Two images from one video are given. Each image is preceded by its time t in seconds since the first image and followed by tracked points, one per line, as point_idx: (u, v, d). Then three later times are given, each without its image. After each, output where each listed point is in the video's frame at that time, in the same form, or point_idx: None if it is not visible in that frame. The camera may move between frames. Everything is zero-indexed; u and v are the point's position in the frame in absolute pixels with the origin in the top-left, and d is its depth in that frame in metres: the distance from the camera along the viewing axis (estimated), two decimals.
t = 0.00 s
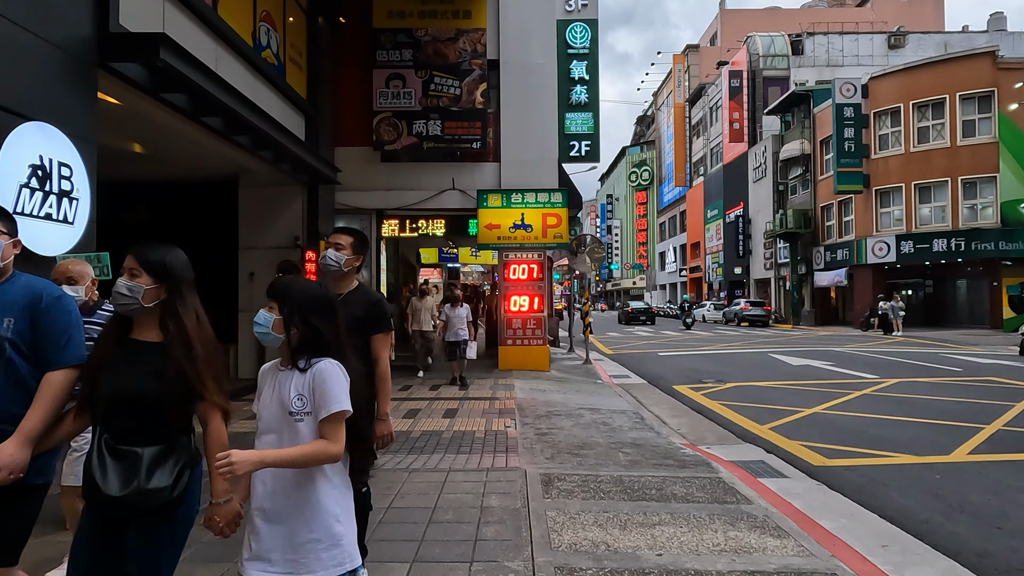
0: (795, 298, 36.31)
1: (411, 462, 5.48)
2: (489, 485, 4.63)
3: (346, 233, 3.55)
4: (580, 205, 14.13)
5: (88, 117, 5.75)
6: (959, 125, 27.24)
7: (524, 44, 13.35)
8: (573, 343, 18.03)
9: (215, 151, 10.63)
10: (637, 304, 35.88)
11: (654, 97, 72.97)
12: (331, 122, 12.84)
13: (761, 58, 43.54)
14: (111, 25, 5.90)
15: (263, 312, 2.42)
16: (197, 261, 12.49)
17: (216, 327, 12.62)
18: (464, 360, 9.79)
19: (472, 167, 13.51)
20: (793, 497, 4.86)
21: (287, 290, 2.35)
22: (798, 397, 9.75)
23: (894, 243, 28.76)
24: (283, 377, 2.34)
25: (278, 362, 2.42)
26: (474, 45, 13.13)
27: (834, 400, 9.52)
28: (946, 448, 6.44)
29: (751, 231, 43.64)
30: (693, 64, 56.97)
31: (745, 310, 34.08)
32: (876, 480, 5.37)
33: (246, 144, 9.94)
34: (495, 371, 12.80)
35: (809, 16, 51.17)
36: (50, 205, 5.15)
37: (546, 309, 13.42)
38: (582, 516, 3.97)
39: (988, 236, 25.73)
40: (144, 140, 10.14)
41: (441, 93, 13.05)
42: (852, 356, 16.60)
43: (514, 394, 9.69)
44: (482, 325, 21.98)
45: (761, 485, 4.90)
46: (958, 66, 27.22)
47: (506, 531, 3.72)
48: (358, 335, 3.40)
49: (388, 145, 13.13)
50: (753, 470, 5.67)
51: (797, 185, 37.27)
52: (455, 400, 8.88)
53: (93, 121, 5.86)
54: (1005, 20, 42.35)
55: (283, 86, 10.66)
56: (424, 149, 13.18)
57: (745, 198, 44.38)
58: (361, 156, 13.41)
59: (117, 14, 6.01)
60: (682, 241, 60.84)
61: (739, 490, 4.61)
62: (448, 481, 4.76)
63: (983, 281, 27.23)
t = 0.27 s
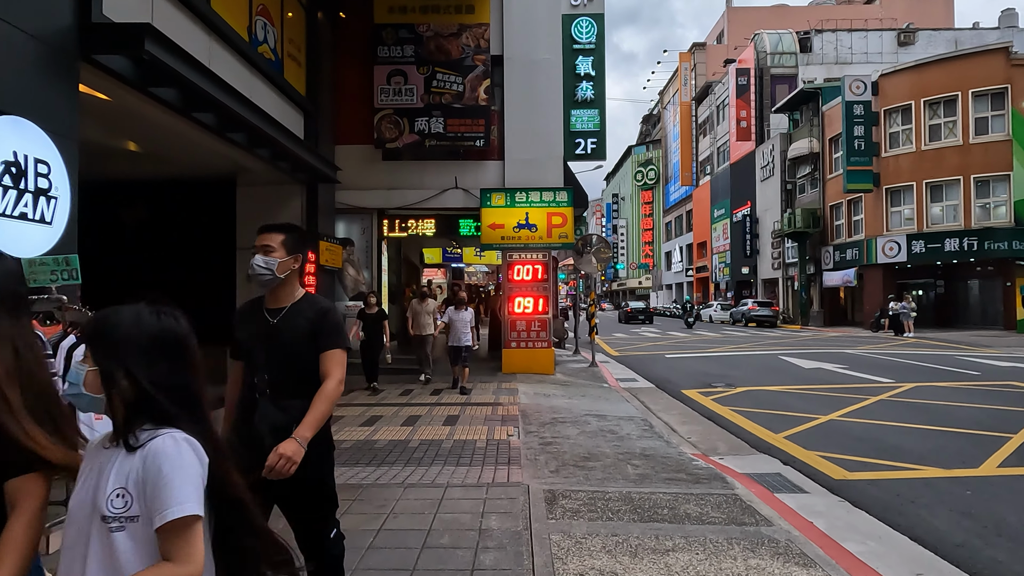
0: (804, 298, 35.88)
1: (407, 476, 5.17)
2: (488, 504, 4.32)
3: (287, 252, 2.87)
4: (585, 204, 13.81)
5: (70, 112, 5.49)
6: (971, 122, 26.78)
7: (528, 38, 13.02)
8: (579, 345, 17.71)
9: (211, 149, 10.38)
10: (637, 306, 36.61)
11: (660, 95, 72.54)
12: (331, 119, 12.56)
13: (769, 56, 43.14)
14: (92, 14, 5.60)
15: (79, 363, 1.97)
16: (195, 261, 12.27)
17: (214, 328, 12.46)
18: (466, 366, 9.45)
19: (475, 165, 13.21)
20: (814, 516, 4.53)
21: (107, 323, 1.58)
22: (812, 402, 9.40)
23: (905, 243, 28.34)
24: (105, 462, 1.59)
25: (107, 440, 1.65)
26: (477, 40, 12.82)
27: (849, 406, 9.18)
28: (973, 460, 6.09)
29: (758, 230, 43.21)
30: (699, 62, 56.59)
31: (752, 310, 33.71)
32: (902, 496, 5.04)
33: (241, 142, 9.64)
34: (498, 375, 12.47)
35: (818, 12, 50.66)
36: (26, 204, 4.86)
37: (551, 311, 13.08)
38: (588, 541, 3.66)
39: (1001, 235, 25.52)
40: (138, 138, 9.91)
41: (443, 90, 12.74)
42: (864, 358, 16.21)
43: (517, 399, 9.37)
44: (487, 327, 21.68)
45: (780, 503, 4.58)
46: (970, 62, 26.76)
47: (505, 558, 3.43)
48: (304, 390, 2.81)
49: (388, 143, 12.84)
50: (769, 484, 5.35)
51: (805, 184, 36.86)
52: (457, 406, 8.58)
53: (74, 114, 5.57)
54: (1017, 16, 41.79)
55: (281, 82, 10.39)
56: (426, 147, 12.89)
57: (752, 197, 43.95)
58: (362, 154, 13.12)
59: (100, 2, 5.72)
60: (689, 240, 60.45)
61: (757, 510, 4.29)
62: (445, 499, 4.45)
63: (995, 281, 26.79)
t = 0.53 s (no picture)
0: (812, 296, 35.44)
1: (396, 481, 4.82)
2: (481, 513, 3.98)
3: (142, 207, 2.09)
4: (589, 198, 13.45)
5: (42, 93, 5.18)
6: (983, 116, 26.31)
7: (530, 27, 12.67)
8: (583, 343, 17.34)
9: (204, 141, 10.06)
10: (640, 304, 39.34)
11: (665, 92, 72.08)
12: (327, 111, 12.23)
13: (775, 52, 42.69)
14: None
15: None
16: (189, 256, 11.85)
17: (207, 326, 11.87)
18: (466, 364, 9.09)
19: (475, 159, 12.86)
20: (836, 525, 4.17)
21: None
22: (825, 402, 9.03)
23: (914, 240, 27.89)
24: None
25: None
26: (478, 29, 12.48)
27: (865, 405, 8.79)
28: (1001, 464, 5.71)
29: (765, 228, 42.75)
30: (705, 58, 56.13)
31: (759, 309, 33.30)
32: (927, 502, 4.69)
33: (231, 131, 9.31)
34: (499, 373, 12.11)
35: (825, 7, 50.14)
36: None
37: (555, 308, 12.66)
38: (588, 555, 3.32)
39: (1012, 231, 25.02)
40: (127, 128, 9.57)
41: (443, 81, 12.41)
42: (875, 356, 15.83)
43: (518, 398, 9.01)
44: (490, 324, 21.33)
45: (798, 511, 4.22)
46: (982, 55, 26.27)
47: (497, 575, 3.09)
48: (166, 393, 1.97)
49: (387, 135, 12.50)
50: (785, 490, 5.00)
51: (812, 180, 36.40)
52: (455, 406, 8.23)
53: (44, 96, 5.25)
54: None
55: (275, 72, 10.08)
56: (425, 139, 12.55)
57: (759, 194, 43.49)
58: (360, 147, 12.79)
59: None
60: (694, 238, 60.01)
61: (774, 520, 3.93)
62: (434, 507, 4.11)
63: (1007, 278, 26.30)
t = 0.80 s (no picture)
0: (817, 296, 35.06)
1: (385, 500, 4.49)
2: (474, 539, 3.64)
3: None
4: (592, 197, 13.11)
5: (9, 83, 4.86)
6: (992, 114, 25.88)
7: (531, 21, 12.32)
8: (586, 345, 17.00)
9: (194, 138, 9.75)
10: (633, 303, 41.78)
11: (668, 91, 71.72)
12: (323, 107, 11.92)
13: (780, 49, 42.29)
14: None
15: None
16: (181, 256, 11.47)
17: (200, 328, 11.41)
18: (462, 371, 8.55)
19: (475, 156, 12.52)
20: (861, 551, 3.82)
21: None
22: (838, 408, 8.68)
23: (922, 239, 27.52)
24: None
25: None
26: (478, 23, 12.14)
27: (879, 412, 8.44)
28: None
29: (769, 227, 42.36)
30: (708, 56, 55.74)
31: (764, 309, 32.94)
32: (957, 523, 4.34)
33: (220, 127, 8.98)
34: (500, 377, 11.77)
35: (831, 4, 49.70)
36: None
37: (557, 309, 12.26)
38: None
39: None
40: (116, 125, 9.27)
41: (442, 76, 12.08)
42: (885, 359, 15.46)
43: (518, 404, 8.68)
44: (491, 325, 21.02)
45: (819, 536, 3.87)
46: (992, 52, 25.85)
47: None
48: None
49: (384, 133, 12.20)
50: (802, 508, 4.65)
51: (818, 179, 36.00)
52: (452, 413, 7.90)
53: (11, 86, 4.92)
54: None
55: (268, 67, 9.77)
56: (423, 136, 12.23)
57: (763, 193, 43.09)
58: (357, 144, 12.47)
59: None
60: (698, 238, 59.63)
61: (794, 548, 3.58)
62: (424, 531, 3.79)
63: (1017, 278, 25.89)
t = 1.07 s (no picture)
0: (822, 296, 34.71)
1: (377, 511, 4.16)
2: (473, 558, 3.30)
3: None
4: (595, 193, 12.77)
5: None
6: (1000, 111, 25.53)
7: (533, 12, 11.99)
8: (589, 345, 16.68)
9: (185, 130, 9.44)
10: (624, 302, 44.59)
11: (670, 90, 71.46)
12: (319, 100, 11.60)
13: (783, 47, 41.98)
14: None
15: None
16: (172, 253, 11.16)
17: (193, 327, 11.08)
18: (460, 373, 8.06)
19: (475, 151, 12.20)
20: (897, 569, 3.49)
21: None
22: (853, 410, 8.34)
23: (929, 238, 27.17)
24: None
25: None
26: (478, 14, 11.82)
27: (896, 415, 8.09)
28: None
29: (773, 226, 42.01)
30: (711, 55, 55.45)
31: (767, 309, 32.59)
32: (996, 537, 4.00)
33: (210, 117, 8.65)
34: (501, 378, 11.45)
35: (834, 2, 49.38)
36: None
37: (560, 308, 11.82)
38: None
39: None
40: (104, 117, 8.95)
41: (441, 68, 11.76)
42: (894, 359, 15.13)
43: (520, 406, 8.35)
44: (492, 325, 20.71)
45: (851, 553, 3.54)
46: (1000, 47, 25.50)
47: None
48: None
49: (382, 126, 11.85)
50: (826, 519, 4.32)
51: (822, 177, 35.66)
52: (451, 416, 7.57)
53: None
54: None
55: (262, 58, 9.46)
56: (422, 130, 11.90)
57: (766, 192, 42.74)
58: (354, 139, 12.15)
59: None
60: (700, 237, 59.30)
61: (826, 567, 3.24)
62: (418, 547, 3.46)
63: None
